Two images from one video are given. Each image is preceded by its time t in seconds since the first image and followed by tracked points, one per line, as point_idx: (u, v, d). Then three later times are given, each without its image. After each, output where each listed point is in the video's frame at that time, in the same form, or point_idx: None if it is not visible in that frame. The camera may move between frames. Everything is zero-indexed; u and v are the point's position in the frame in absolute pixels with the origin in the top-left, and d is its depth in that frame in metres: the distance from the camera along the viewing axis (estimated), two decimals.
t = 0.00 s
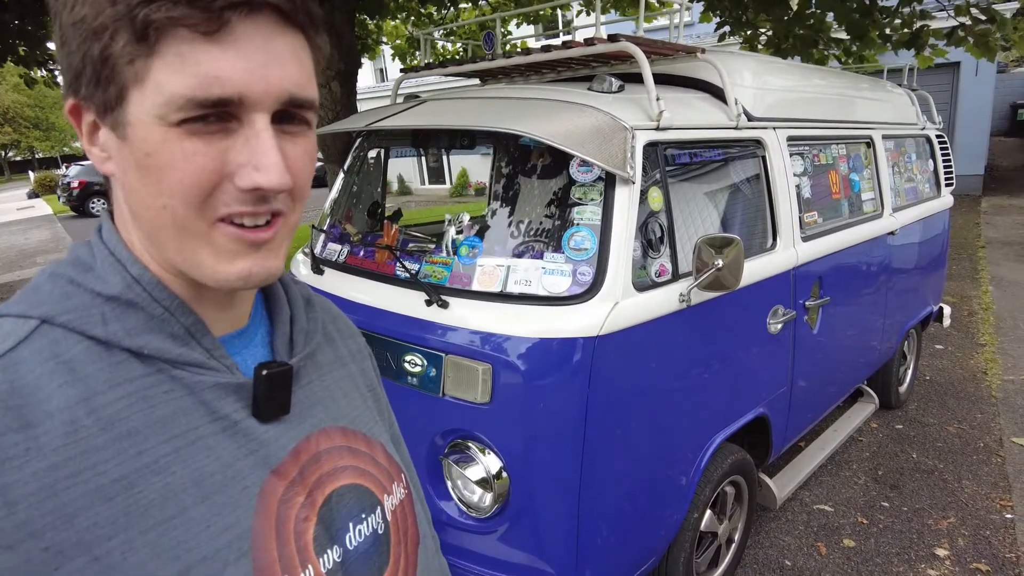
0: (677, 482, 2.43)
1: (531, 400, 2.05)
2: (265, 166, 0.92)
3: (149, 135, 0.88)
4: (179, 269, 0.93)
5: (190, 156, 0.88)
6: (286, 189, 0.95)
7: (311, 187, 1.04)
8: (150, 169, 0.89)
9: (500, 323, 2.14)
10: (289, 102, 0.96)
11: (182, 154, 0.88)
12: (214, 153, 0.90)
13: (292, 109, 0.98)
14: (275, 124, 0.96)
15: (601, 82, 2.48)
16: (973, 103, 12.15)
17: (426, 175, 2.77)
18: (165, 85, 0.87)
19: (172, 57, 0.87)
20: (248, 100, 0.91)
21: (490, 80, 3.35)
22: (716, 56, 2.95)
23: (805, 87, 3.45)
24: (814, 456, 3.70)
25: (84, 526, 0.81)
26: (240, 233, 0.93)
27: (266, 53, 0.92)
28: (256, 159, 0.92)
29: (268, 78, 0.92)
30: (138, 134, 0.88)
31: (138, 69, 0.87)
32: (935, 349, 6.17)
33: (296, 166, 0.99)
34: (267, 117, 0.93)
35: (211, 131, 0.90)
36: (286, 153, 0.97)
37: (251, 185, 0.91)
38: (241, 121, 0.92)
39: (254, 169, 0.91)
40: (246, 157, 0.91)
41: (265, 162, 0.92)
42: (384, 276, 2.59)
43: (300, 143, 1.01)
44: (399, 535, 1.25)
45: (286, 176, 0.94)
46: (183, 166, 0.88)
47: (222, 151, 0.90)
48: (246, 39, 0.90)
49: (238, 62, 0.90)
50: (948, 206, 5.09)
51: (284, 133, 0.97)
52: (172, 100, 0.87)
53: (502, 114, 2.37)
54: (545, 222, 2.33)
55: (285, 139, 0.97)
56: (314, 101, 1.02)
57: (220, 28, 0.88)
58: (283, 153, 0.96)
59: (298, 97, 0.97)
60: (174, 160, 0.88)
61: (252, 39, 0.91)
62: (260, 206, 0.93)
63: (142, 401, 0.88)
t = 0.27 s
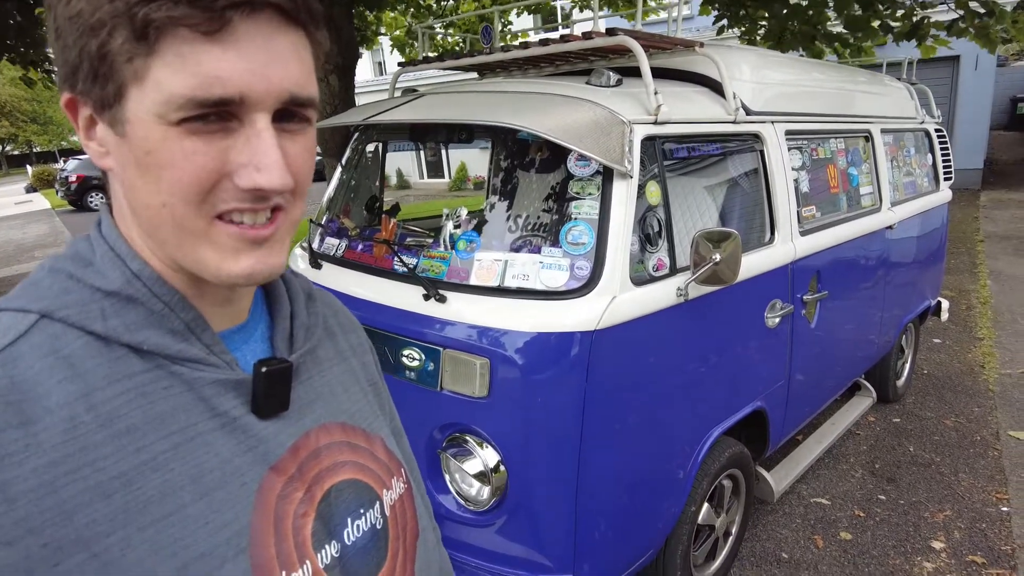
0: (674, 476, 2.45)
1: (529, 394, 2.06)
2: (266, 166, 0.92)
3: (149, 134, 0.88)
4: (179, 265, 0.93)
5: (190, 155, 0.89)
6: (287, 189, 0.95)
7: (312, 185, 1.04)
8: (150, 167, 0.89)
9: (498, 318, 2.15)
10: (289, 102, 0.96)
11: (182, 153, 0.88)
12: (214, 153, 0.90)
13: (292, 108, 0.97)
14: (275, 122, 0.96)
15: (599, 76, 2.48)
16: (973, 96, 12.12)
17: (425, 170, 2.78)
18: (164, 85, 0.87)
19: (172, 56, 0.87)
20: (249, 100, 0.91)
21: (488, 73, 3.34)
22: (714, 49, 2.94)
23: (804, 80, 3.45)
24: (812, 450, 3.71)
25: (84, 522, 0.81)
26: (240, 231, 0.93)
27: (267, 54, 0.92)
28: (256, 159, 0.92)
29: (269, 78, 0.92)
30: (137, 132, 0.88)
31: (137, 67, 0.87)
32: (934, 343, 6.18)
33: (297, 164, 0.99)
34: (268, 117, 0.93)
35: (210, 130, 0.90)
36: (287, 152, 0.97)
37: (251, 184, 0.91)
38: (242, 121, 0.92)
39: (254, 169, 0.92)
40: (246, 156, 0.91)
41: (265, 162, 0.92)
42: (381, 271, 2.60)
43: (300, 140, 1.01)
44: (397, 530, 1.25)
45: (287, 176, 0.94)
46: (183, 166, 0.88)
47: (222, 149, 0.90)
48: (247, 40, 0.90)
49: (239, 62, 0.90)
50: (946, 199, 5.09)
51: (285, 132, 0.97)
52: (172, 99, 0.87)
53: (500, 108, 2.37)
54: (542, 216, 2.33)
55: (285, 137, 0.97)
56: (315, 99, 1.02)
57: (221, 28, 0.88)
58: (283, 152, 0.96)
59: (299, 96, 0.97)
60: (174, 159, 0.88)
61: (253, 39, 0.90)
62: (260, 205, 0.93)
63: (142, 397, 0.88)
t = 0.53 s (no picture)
0: (672, 468, 2.45)
1: (529, 386, 2.06)
2: (271, 152, 0.92)
3: (153, 122, 0.87)
4: (184, 255, 0.93)
5: (195, 143, 0.88)
6: (292, 175, 0.95)
7: (314, 173, 1.05)
8: (154, 155, 0.88)
9: (497, 311, 2.15)
10: (292, 89, 0.96)
11: (186, 140, 0.88)
12: (218, 140, 0.89)
13: (295, 96, 0.97)
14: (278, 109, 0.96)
15: (597, 69, 2.47)
16: (972, 89, 12.10)
17: (423, 163, 2.75)
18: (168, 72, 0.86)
19: (175, 43, 0.86)
20: (253, 86, 0.91)
21: (486, 66, 3.33)
22: (713, 43, 2.93)
23: (802, 73, 3.44)
24: (810, 443, 3.72)
25: (92, 514, 0.81)
26: (245, 218, 0.93)
27: (271, 40, 0.92)
28: (261, 146, 0.92)
29: (272, 64, 0.92)
30: (141, 121, 0.87)
31: (140, 56, 0.86)
32: (931, 336, 6.19)
33: (300, 151, 0.99)
34: (271, 103, 0.93)
35: (215, 117, 0.89)
36: (290, 139, 0.97)
37: (256, 170, 0.91)
38: (246, 108, 0.92)
39: (259, 155, 0.92)
40: (251, 143, 0.91)
41: (270, 148, 0.92)
42: (380, 264, 2.60)
43: (303, 128, 1.01)
44: (403, 522, 1.24)
45: (291, 163, 0.95)
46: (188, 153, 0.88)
47: (227, 136, 0.90)
48: (249, 25, 0.89)
49: (242, 48, 0.89)
50: (945, 193, 5.09)
51: (287, 119, 0.97)
52: (176, 87, 0.86)
53: (499, 101, 2.37)
54: (540, 210, 2.33)
55: (288, 124, 0.97)
56: (316, 86, 1.02)
57: (224, 14, 0.87)
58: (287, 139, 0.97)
59: (302, 83, 0.97)
60: (178, 146, 0.88)
61: (257, 25, 0.90)
62: (265, 191, 0.93)
63: (148, 389, 0.88)
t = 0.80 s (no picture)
0: (672, 464, 2.46)
1: (531, 383, 2.06)
2: (281, 154, 0.92)
3: (164, 123, 0.87)
4: (194, 255, 0.93)
5: (206, 144, 0.88)
6: (302, 176, 0.95)
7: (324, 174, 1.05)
8: (165, 156, 0.88)
9: (498, 308, 2.15)
10: (302, 90, 0.96)
11: (197, 141, 0.88)
12: (230, 141, 0.90)
13: (305, 97, 0.98)
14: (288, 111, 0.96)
15: (597, 65, 2.47)
16: (972, 84, 12.08)
17: (422, 158, 2.74)
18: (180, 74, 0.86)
19: (187, 45, 0.87)
20: (264, 88, 0.91)
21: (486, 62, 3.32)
22: (713, 39, 2.93)
23: (802, 69, 3.43)
24: (809, 438, 3.74)
25: (105, 513, 0.81)
26: (256, 217, 0.93)
27: (282, 42, 0.92)
28: (272, 147, 0.92)
29: (285, 67, 0.92)
30: (152, 122, 0.87)
31: (152, 58, 0.86)
32: (930, 332, 6.20)
33: (311, 153, 1.00)
34: (283, 105, 0.93)
35: (226, 118, 0.89)
36: (301, 140, 0.97)
37: (267, 172, 0.91)
38: (256, 109, 0.92)
39: (270, 156, 0.92)
40: (261, 144, 0.92)
41: (281, 150, 0.92)
42: (380, 261, 2.60)
43: (312, 129, 1.01)
44: (411, 521, 1.24)
45: (302, 164, 0.95)
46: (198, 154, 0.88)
47: (237, 138, 0.90)
48: (262, 28, 0.90)
49: (253, 50, 0.89)
50: (944, 188, 5.09)
51: (297, 120, 0.97)
52: (188, 89, 0.87)
53: (499, 97, 2.37)
54: (540, 207, 2.33)
55: (299, 126, 0.98)
56: (326, 88, 1.02)
57: (236, 17, 0.87)
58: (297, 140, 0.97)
59: (312, 85, 0.97)
60: (188, 147, 0.88)
61: (268, 28, 0.90)
62: (275, 192, 0.93)
63: (158, 389, 0.88)
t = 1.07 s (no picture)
0: (671, 460, 2.47)
1: (530, 380, 2.07)
2: (285, 150, 0.92)
3: (167, 122, 0.87)
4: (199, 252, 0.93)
5: (208, 141, 0.88)
6: (305, 173, 0.96)
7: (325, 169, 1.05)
8: (167, 154, 0.88)
9: (497, 305, 2.16)
10: (302, 86, 0.96)
11: (200, 139, 0.88)
12: (232, 138, 0.90)
13: (305, 92, 0.97)
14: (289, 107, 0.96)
15: (596, 62, 2.47)
16: (971, 81, 12.08)
17: (422, 156, 2.75)
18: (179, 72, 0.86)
19: (187, 43, 0.86)
20: (265, 84, 0.91)
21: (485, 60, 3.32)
22: (712, 36, 2.93)
23: (801, 67, 3.43)
24: (808, 435, 3.74)
25: (108, 510, 0.81)
26: (261, 212, 0.93)
27: (282, 39, 0.92)
28: (275, 144, 0.92)
29: (285, 63, 0.92)
30: (155, 120, 0.88)
31: (152, 56, 0.86)
32: (929, 329, 6.21)
33: (313, 149, 1.00)
34: (284, 101, 0.93)
35: (228, 116, 0.90)
36: (303, 137, 0.98)
37: (271, 169, 0.91)
38: (258, 106, 0.92)
39: (273, 153, 0.92)
40: (265, 141, 0.92)
41: (284, 146, 0.92)
42: (379, 258, 2.60)
43: (313, 124, 1.01)
44: (413, 519, 1.24)
45: (305, 161, 0.95)
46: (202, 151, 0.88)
47: (241, 135, 0.90)
48: (261, 25, 0.90)
49: (254, 47, 0.89)
50: (943, 186, 5.10)
51: (298, 116, 0.97)
52: (189, 87, 0.87)
53: (498, 95, 2.37)
54: (539, 204, 2.34)
55: (299, 121, 0.98)
56: (325, 83, 1.02)
57: (236, 14, 0.87)
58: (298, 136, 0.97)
59: (311, 80, 0.97)
60: (191, 146, 0.88)
61: (268, 24, 0.90)
62: (280, 188, 0.93)
63: (161, 387, 0.88)
